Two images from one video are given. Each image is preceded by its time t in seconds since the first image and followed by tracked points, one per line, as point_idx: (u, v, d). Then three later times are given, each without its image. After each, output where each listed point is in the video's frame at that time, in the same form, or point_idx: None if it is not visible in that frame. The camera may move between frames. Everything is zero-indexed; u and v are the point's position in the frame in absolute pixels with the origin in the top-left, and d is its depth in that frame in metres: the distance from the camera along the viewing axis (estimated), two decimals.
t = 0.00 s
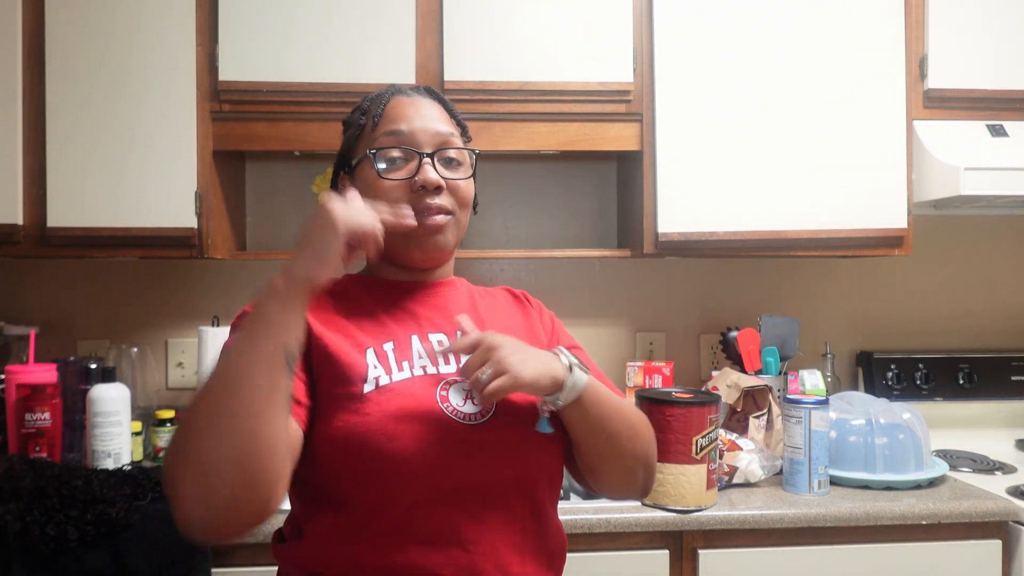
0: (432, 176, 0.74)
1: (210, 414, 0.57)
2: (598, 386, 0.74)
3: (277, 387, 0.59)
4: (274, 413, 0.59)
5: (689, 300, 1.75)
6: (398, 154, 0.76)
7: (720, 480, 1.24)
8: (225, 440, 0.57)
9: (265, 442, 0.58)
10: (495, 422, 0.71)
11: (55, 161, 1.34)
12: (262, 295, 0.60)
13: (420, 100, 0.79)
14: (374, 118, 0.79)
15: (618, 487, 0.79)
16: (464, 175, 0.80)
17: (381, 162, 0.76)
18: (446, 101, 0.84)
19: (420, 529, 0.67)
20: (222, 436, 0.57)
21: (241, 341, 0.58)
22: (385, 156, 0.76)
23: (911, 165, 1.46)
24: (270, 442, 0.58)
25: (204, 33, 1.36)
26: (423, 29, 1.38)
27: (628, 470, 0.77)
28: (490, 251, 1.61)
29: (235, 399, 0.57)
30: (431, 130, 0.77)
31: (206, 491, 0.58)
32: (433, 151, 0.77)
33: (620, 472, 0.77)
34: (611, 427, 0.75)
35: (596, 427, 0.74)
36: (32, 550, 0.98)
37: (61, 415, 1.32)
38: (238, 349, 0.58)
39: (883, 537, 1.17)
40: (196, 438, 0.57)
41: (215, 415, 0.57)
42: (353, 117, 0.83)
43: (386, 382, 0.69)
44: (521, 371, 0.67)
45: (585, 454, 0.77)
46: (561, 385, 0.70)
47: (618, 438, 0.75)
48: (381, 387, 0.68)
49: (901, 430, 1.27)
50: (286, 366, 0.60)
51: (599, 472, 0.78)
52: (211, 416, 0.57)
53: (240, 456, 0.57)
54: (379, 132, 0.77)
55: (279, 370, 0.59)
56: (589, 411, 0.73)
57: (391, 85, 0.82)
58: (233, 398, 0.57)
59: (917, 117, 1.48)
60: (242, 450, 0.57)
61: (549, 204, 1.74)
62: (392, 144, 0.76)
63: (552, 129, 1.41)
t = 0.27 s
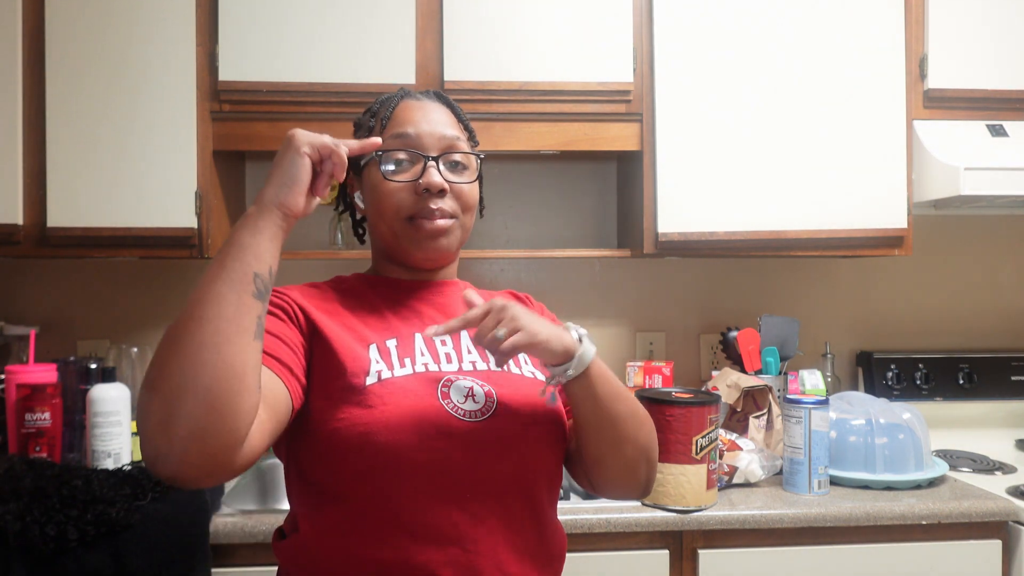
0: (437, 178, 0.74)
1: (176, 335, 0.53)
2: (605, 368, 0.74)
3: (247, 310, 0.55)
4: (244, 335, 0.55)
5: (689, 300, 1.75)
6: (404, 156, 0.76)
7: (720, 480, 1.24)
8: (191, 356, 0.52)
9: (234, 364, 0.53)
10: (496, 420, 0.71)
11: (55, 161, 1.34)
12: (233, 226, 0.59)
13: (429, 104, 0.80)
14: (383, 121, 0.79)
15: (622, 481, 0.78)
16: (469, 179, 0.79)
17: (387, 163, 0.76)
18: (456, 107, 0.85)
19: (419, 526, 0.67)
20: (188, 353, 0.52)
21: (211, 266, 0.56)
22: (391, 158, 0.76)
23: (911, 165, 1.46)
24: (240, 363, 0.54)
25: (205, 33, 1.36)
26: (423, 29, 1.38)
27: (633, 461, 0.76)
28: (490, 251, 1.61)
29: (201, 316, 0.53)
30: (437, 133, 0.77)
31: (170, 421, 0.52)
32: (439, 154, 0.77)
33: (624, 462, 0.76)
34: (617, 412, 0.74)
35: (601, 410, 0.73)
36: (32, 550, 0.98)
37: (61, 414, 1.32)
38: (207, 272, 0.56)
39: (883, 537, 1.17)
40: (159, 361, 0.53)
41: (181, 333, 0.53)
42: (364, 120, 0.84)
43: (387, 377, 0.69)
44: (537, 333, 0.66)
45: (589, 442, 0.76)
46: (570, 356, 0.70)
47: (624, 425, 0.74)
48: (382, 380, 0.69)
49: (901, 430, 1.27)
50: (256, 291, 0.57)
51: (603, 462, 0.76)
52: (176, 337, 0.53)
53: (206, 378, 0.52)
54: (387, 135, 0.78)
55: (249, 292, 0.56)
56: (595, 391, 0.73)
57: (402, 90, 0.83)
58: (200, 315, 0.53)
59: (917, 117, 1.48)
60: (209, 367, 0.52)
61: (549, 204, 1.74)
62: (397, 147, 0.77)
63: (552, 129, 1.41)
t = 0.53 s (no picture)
0: (442, 187, 0.75)
1: (198, 375, 0.56)
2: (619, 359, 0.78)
3: (267, 359, 0.59)
4: (264, 385, 0.59)
5: (689, 300, 1.75)
6: (412, 162, 0.76)
7: (720, 480, 1.24)
8: (211, 400, 0.56)
9: (249, 411, 0.58)
10: (495, 421, 0.70)
11: (55, 161, 1.34)
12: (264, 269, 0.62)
13: (437, 108, 0.80)
14: (392, 125, 0.79)
15: (624, 474, 0.79)
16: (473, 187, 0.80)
17: (395, 169, 0.76)
18: (462, 111, 0.85)
19: (419, 526, 0.67)
20: (209, 395, 0.56)
21: (238, 308, 0.59)
22: (399, 164, 0.76)
23: (911, 165, 1.46)
24: (255, 413, 0.58)
25: (205, 33, 1.36)
26: (423, 29, 1.38)
27: (636, 453, 0.78)
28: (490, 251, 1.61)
29: (225, 363, 0.57)
30: (445, 141, 0.77)
31: (182, 456, 0.56)
32: (447, 162, 0.77)
33: (628, 453, 0.77)
34: (627, 401, 0.77)
35: (613, 397, 0.76)
36: (32, 550, 0.98)
37: (60, 414, 1.32)
38: (234, 314, 0.59)
39: (883, 537, 1.17)
40: (182, 394, 0.56)
41: (204, 375, 0.56)
42: (371, 119, 0.83)
43: (387, 378, 0.69)
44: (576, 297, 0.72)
45: (595, 431, 0.77)
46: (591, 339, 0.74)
47: (632, 415, 0.77)
48: (382, 382, 0.68)
49: (901, 430, 1.27)
50: (278, 343, 0.60)
51: (608, 453, 0.77)
52: (199, 377, 0.56)
53: (224, 421, 0.56)
54: (396, 139, 0.78)
55: (271, 345, 0.60)
56: (610, 376, 0.76)
57: (410, 91, 0.82)
58: (223, 361, 0.57)
59: (917, 117, 1.48)
60: (227, 413, 0.56)
61: (549, 204, 1.74)
62: (407, 152, 0.77)
63: (552, 130, 1.41)
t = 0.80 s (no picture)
0: (443, 190, 0.75)
1: (199, 376, 0.56)
2: (615, 365, 0.77)
3: (268, 359, 0.59)
4: (264, 385, 0.59)
5: (689, 300, 1.75)
6: (414, 164, 0.76)
7: (720, 480, 1.24)
8: (211, 401, 0.56)
9: (250, 411, 0.58)
10: (495, 421, 0.70)
11: (55, 161, 1.34)
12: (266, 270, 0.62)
13: (443, 110, 0.80)
14: (397, 124, 0.79)
15: (621, 478, 0.79)
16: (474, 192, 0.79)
17: (397, 171, 0.76)
18: (469, 114, 0.85)
19: (420, 526, 0.67)
20: (209, 396, 0.56)
21: (239, 308, 0.59)
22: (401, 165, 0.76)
23: (911, 165, 1.46)
24: (255, 412, 0.58)
25: (205, 33, 1.36)
26: (423, 30, 1.38)
27: (633, 457, 0.78)
28: (490, 250, 1.61)
29: (225, 363, 0.57)
30: (449, 144, 0.77)
31: (183, 457, 0.56)
32: (449, 165, 0.77)
33: (626, 458, 0.78)
34: (624, 406, 0.77)
35: (610, 401, 0.76)
36: (31, 550, 0.98)
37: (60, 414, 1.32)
38: (235, 314, 0.59)
39: (883, 537, 1.17)
40: (183, 395, 0.56)
41: (203, 375, 0.56)
42: (377, 116, 0.83)
43: (388, 378, 0.69)
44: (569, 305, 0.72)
45: (593, 437, 0.78)
46: (586, 345, 0.73)
47: (629, 419, 0.77)
48: (383, 382, 0.68)
49: (901, 430, 1.27)
50: (279, 343, 0.60)
51: (606, 458, 0.78)
52: (199, 377, 0.56)
53: (225, 419, 0.56)
54: (400, 139, 0.78)
55: (272, 345, 0.59)
56: (606, 382, 0.76)
57: (418, 91, 0.82)
58: (223, 362, 0.57)
59: (917, 117, 1.48)
60: (227, 413, 0.57)
61: (549, 204, 1.74)
62: (410, 153, 0.77)
63: (552, 130, 1.41)
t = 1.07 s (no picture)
0: (442, 187, 0.75)
1: (198, 407, 0.56)
2: (627, 392, 0.77)
3: (266, 386, 0.59)
4: (264, 411, 0.59)
5: (689, 300, 1.75)
6: (415, 161, 0.76)
7: (720, 480, 1.24)
8: (211, 432, 0.55)
9: (250, 441, 0.57)
10: (497, 422, 0.70)
11: (55, 161, 1.34)
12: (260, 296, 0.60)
13: (445, 110, 0.80)
14: (399, 122, 0.79)
15: (619, 498, 0.80)
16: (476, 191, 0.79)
17: (397, 166, 0.76)
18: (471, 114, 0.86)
19: (421, 526, 0.67)
20: (210, 426, 0.55)
21: (235, 335, 0.58)
22: (401, 161, 0.76)
23: (911, 165, 1.46)
24: (256, 439, 0.58)
25: (205, 33, 1.36)
26: (423, 30, 1.38)
27: (634, 479, 0.79)
28: (490, 250, 1.61)
29: (225, 393, 0.56)
30: (449, 142, 0.77)
31: (184, 487, 0.56)
32: (449, 162, 0.78)
33: (626, 480, 0.78)
34: (632, 432, 0.77)
35: (619, 426, 0.76)
36: (31, 550, 0.97)
37: (60, 414, 1.32)
38: (231, 342, 0.58)
39: (883, 537, 1.17)
40: (183, 426, 0.56)
41: (202, 407, 0.56)
42: (380, 115, 0.84)
43: (391, 379, 0.69)
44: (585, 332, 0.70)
45: (597, 457, 0.78)
46: (600, 373, 0.73)
47: (635, 444, 0.78)
48: (386, 384, 0.68)
49: (901, 430, 1.27)
50: (277, 368, 0.60)
51: (606, 478, 0.79)
52: (198, 409, 0.56)
53: (225, 450, 0.56)
54: (401, 137, 0.78)
55: (269, 370, 0.59)
56: (617, 408, 0.76)
57: (422, 91, 0.83)
58: (222, 392, 0.56)
59: (917, 117, 1.48)
60: (229, 443, 0.56)
61: (549, 204, 1.74)
62: (411, 150, 0.77)
63: (552, 130, 1.41)
